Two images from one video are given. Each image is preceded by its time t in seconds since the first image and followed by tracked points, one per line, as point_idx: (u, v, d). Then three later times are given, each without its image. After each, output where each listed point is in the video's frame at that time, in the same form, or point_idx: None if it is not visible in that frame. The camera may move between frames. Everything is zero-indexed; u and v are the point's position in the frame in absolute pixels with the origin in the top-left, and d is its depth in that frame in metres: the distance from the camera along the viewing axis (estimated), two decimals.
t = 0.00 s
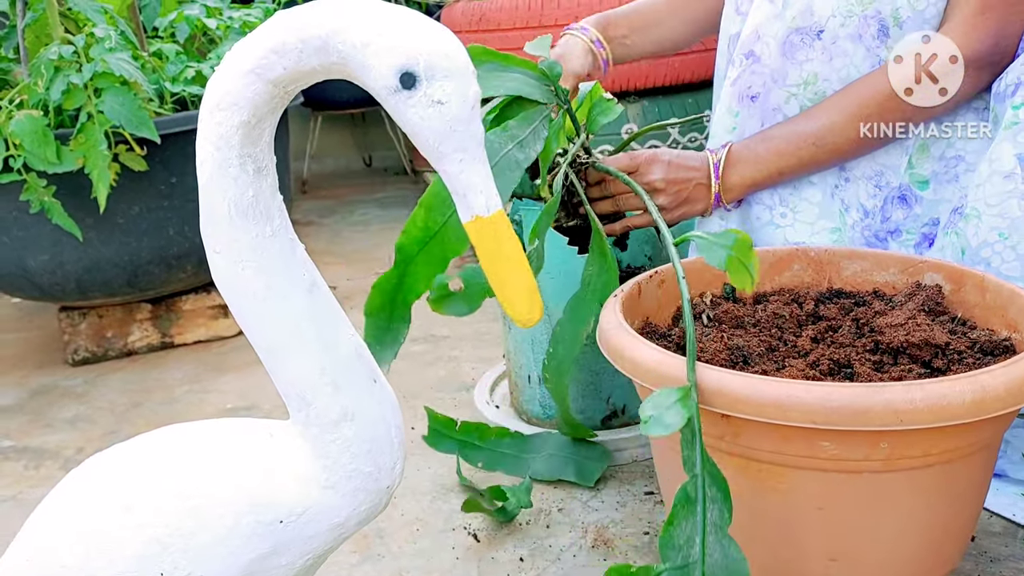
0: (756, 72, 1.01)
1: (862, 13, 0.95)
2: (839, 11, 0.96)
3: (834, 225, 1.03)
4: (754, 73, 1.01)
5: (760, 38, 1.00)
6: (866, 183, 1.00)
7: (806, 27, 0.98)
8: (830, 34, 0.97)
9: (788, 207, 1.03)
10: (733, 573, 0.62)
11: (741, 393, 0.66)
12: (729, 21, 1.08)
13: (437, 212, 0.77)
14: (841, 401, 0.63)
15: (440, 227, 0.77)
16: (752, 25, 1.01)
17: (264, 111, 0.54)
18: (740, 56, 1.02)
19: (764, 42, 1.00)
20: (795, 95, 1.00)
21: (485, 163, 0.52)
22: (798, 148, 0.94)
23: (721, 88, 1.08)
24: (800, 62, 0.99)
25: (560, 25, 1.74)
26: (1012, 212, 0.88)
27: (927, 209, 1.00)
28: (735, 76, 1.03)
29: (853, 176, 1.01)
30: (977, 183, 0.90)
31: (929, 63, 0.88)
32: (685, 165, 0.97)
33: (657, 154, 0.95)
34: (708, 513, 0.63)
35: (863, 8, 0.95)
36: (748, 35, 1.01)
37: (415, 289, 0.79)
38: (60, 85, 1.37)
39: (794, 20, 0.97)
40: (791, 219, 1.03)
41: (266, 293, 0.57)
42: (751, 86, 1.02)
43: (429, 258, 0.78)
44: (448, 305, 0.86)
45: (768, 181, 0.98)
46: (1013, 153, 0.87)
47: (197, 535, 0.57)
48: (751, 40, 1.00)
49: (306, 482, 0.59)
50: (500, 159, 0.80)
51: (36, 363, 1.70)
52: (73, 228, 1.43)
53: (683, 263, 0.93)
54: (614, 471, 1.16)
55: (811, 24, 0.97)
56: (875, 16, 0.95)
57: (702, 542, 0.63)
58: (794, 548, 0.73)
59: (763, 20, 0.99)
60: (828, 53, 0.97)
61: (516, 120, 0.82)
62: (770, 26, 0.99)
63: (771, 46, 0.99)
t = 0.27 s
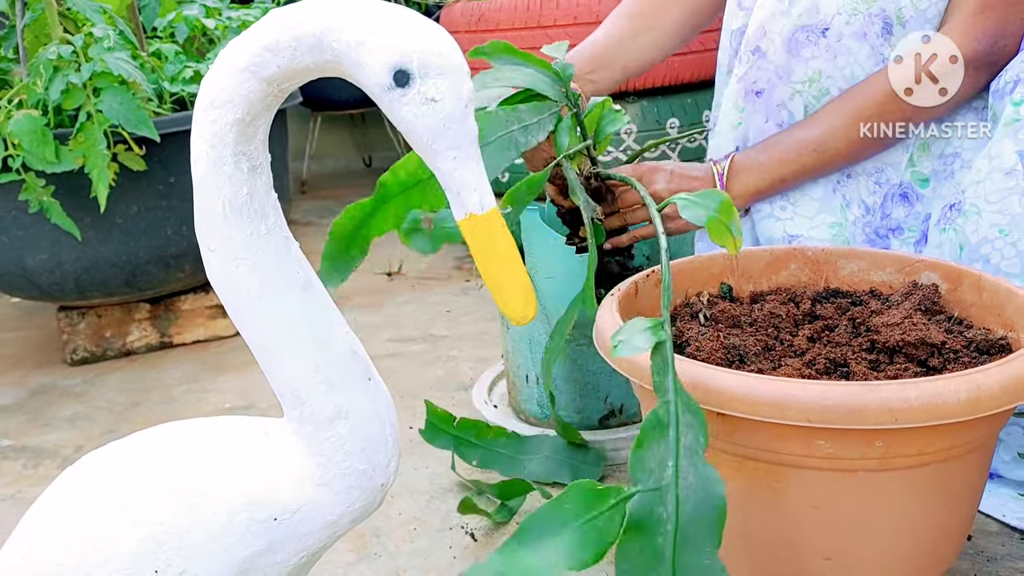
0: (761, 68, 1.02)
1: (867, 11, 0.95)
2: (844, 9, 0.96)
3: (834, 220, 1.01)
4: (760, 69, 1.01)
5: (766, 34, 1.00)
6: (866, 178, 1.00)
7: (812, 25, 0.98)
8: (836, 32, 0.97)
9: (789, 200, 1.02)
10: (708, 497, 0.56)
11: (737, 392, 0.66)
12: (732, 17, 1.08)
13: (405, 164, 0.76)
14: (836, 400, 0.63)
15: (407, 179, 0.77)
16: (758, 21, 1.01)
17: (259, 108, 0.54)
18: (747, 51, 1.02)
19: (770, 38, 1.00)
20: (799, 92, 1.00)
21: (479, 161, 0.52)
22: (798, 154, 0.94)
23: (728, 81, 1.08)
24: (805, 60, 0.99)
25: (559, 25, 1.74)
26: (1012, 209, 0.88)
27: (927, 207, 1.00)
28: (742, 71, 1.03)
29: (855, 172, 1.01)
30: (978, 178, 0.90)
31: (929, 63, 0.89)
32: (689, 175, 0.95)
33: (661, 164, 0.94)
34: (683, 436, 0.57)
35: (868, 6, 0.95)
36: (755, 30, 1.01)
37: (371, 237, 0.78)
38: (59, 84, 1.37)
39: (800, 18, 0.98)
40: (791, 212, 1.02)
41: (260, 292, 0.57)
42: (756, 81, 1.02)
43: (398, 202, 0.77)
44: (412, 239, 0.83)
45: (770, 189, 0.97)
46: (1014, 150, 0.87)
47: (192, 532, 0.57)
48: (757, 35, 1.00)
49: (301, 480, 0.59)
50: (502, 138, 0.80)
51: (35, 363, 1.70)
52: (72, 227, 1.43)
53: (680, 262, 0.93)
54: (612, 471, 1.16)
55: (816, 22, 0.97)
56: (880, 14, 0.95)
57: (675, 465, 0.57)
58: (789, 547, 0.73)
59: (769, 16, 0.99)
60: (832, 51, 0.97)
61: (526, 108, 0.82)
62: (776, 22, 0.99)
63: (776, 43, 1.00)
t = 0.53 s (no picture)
0: (767, 67, 1.01)
1: (875, 11, 0.95)
2: (853, 9, 0.96)
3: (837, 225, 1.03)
4: (766, 68, 1.01)
5: (773, 33, 0.99)
6: (873, 181, 1.01)
7: (821, 25, 0.98)
8: (844, 33, 0.97)
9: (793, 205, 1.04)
10: (682, 439, 0.49)
11: (738, 394, 0.66)
12: (740, 17, 1.07)
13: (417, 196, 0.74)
14: (837, 402, 0.63)
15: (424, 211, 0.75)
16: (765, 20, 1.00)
17: (259, 111, 0.54)
18: (751, 51, 1.01)
19: (778, 37, 0.99)
20: (805, 93, 1.01)
21: (479, 163, 0.52)
22: (799, 156, 0.94)
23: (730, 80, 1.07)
24: (813, 60, 0.99)
25: (561, 26, 1.74)
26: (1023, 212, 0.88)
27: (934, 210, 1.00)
28: (746, 71, 1.02)
29: (861, 175, 1.01)
30: (988, 180, 0.90)
31: (929, 63, 0.88)
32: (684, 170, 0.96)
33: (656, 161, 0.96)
34: (658, 382, 0.50)
35: (876, 7, 0.95)
36: (761, 29, 1.00)
37: (407, 274, 0.75)
38: (61, 86, 1.37)
39: (808, 18, 0.97)
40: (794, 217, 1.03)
41: (261, 294, 0.58)
42: (761, 81, 1.01)
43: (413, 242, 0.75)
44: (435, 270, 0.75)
45: (772, 182, 0.97)
46: None
47: (194, 534, 0.58)
48: (764, 33, 0.99)
49: (302, 482, 0.59)
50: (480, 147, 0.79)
51: (38, 364, 1.71)
52: (75, 229, 1.44)
53: (681, 264, 0.92)
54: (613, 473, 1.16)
55: (825, 22, 0.97)
56: (887, 15, 0.95)
57: (649, 410, 0.49)
58: (791, 550, 0.73)
59: (777, 15, 0.98)
60: (840, 52, 0.98)
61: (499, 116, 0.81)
62: (783, 21, 0.98)
63: (783, 43, 0.99)
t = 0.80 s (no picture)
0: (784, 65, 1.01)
1: (888, 7, 0.95)
2: (868, 3, 0.95)
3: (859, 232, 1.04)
4: (782, 66, 1.01)
5: (788, 30, 1.00)
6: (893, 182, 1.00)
7: (836, 20, 0.97)
8: (860, 27, 0.96)
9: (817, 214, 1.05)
10: (740, 297, 0.46)
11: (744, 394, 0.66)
12: (747, 14, 1.08)
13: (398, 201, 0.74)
14: (843, 401, 0.63)
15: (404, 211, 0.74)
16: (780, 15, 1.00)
17: (265, 110, 0.54)
18: (767, 47, 1.02)
19: (793, 33, 1.00)
20: (825, 90, 1.00)
21: (486, 162, 0.52)
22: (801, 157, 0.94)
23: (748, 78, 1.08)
24: (831, 56, 0.99)
25: (563, 26, 1.74)
26: None
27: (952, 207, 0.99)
28: (764, 68, 1.02)
29: (881, 175, 1.01)
30: (1005, 178, 0.90)
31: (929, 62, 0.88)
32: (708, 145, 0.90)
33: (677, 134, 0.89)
34: (707, 247, 0.48)
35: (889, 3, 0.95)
36: (776, 25, 1.01)
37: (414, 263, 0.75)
38: (64, 86, 1.37)
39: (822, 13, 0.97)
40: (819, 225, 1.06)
41: (267, 293, 0.58)
42: (779, 80, 1.02)
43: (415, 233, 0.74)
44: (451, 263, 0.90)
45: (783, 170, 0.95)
46: None
47: (199, 534, 0.57)
48: (779, 31, 1.00)
49: (307, 481, 0.59)
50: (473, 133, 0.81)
51: (40, 364, 1.71)
52: (78, 229, 1.44)
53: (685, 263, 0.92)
54: (616, 473, 1.16)
55: (840, 17, 0.97)
56: (901, 10, 0.94)
57: (702, 272, 0.47)
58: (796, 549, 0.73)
59: (792, 10, 0.99)
60: (857, 46, 0.97)
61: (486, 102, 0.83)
62: (798, 16, 0.99)
63: (799, 39, 0.99)
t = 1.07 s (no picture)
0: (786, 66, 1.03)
1: (884, 6, 0.94)
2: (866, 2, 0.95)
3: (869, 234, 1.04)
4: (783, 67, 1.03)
5: (789, 30, 1.01)
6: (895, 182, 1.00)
7: (837, 17, 0.97)
8: (860, 24, 0.95)
9: (824, 215, 1.06)
10: (761, 171, 0.48)
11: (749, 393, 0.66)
12: (748, 14, 1.11)
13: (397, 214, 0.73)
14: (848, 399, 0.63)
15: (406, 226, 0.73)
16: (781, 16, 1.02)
17: (273, 108, 0.54)
18: (772, 47, 1.04)
19: (794, 33, 1.01)
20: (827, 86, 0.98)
21: (493, 160, 0.52)
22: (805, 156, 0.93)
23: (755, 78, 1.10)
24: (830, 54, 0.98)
25: (566, 26, 1.74)
26: None
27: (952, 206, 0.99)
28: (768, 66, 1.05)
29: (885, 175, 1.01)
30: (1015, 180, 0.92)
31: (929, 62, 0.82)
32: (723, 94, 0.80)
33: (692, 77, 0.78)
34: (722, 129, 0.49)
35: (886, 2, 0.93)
36: (779, 26, 1.02)
37: (421, 268, 0.83)
38: (68, 85, 1.37)
39: (821, 10, 0.97)
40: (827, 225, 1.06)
41: (274, 291, 0.58)
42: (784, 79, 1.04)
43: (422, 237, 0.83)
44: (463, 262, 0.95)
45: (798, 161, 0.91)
46: None
47: (205, 532, 0.57)
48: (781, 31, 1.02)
49: (313, 479, 0.59)
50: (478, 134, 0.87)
51: (44, 363, 1.71)
52: (82, 228, 1.44)
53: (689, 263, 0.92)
54: (619, 472, 1.16)
55: (840, 14, 0.96)
56: (898, 9, 0.93)
57: (720, 154, 0.49)
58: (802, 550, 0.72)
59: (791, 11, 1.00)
60: (858, 43, 0.96)
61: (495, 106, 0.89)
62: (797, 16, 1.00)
63: (800, 39, 1.00)
